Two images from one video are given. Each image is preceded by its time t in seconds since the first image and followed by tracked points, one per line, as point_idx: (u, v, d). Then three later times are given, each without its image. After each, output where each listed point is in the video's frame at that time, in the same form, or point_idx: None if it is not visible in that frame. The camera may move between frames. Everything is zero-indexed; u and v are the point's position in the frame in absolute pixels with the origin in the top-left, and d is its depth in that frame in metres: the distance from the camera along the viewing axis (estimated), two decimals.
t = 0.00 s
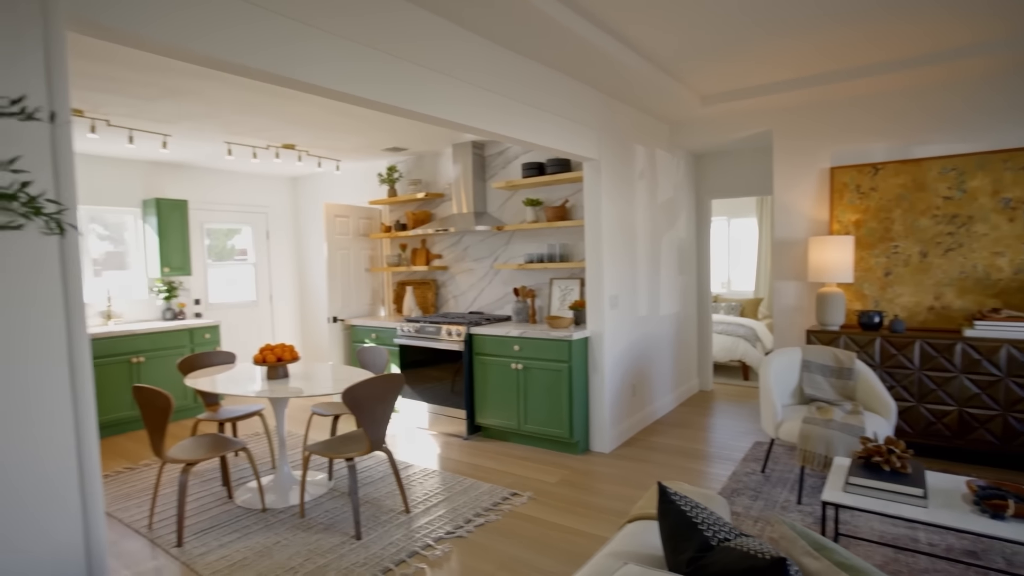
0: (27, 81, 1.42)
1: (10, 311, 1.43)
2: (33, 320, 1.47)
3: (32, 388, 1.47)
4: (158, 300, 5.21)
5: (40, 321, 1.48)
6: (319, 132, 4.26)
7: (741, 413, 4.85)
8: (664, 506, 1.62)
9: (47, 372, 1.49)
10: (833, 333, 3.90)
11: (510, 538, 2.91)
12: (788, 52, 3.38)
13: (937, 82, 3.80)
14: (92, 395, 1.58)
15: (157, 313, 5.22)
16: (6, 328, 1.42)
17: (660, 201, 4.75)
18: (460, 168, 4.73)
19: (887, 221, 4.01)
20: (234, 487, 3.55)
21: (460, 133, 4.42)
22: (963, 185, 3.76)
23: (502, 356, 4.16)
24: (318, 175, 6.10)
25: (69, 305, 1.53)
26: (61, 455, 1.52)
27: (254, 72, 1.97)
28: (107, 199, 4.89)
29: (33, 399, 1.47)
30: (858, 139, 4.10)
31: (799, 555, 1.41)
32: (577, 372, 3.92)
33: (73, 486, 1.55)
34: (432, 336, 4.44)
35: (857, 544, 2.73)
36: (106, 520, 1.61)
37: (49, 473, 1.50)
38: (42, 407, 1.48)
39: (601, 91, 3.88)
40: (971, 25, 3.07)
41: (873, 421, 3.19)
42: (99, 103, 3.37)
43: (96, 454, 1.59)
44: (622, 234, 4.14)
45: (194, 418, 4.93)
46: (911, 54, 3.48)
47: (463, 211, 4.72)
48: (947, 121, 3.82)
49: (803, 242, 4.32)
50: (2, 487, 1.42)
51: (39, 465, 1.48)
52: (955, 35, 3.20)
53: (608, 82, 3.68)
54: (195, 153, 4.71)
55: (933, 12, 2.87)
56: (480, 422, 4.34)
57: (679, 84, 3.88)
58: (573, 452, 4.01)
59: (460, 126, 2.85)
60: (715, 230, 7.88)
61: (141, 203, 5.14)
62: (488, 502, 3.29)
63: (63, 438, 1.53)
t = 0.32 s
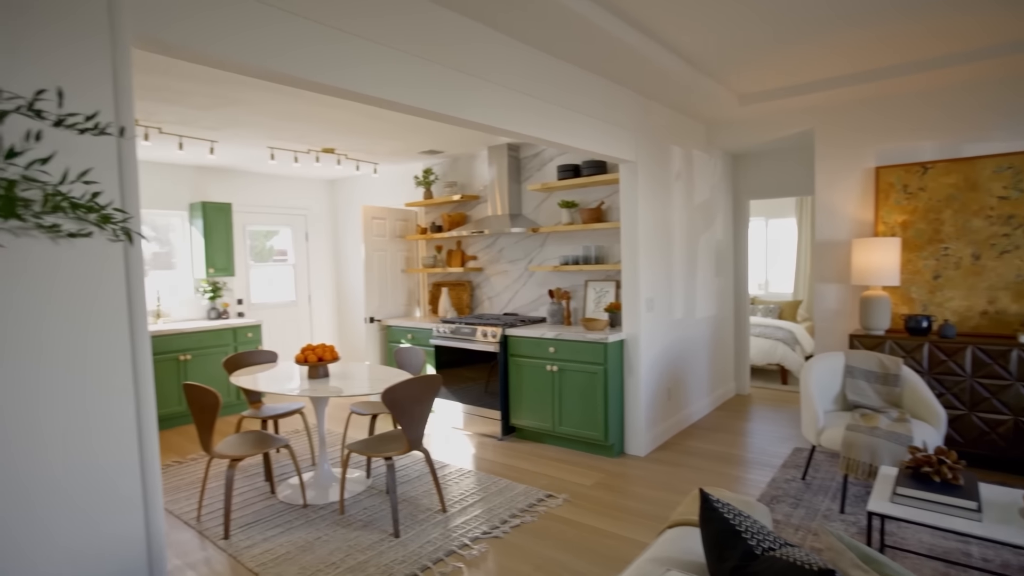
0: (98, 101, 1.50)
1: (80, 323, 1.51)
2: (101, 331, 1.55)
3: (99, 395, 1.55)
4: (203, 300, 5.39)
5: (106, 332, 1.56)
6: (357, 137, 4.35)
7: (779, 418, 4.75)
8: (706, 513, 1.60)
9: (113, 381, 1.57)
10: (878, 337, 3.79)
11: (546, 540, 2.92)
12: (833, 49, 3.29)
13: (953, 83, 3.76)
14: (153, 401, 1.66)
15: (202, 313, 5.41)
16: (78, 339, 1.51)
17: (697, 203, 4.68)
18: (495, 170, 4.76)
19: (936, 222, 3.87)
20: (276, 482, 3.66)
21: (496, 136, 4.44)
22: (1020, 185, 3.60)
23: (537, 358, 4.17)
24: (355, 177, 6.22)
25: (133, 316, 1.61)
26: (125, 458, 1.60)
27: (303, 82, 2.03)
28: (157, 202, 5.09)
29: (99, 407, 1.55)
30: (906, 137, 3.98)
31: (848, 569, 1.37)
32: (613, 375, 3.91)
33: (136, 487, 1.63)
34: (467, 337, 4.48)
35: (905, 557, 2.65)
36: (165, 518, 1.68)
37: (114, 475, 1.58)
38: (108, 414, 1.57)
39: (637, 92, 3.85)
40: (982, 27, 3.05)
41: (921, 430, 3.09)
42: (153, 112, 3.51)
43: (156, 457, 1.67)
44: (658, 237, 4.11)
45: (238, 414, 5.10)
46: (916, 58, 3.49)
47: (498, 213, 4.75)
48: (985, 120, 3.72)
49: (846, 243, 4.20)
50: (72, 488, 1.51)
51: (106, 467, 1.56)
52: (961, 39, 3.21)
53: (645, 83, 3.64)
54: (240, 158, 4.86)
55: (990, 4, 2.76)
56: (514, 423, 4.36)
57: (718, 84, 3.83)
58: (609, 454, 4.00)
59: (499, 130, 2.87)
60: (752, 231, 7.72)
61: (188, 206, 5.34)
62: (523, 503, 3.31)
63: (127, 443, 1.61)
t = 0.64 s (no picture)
0: (159, 115, 1.58)
1: (139, 329, 1.59)
2: (159, 337, 1.62)
3: (157, 400, 1.62)
4: (245, 299, 5.57)
5: (165, 337, 1.64)
6: (394, 140, 4.43)
7: (819, 424, 4.64)
8: (748, 521, 1.58)
9: (170, 387, 1.65)
10: (925, 342, 3.67)
11: (580, 543, 2.92)
12: (878, 46, 3.19)
13: (977, 83, 3.70)
14: (207, 405, 1.72)
15: (244, 312, 5.59)
16: (138, 347, 1.59)
17: (734, 204, 4.61)
18: (530, 172, 4.77)
19: (988, 223, 3.72)
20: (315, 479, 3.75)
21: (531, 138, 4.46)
22: None
23: (571, 360, 4.18)
24: (391, 180, 6.33)
25: (189, 321, 1.68)
26: (181, 458, 1.67)
27: (346, 92, 2.08)
28: (202, 206, 5.28)
29: (158, 413, 1.63)
30: (957, 135, 3.83)
31: None
32: (648, 377, 3.88)
33: (192, 486, 1.70)
34: (501, 338, 4.51)
35: (953, 570, 2.56)
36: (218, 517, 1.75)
37: (171, 477, 1.65)
38: (165, 417, 1.64)
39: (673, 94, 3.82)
40: (995, 31, 3.03)
41: (971, 439, 2.98)
42: (201, 120, 3.64)
43: (210, 458, 1.73)
44: (694, 239, 4.06)
45: (278, 411, 5.25)
46: (928, 61, 3.49)
47: (533, 215, 4.76)
48: None
49: (891, 244, 4.08)
50: (134, 490, 1.59)
51: (163, 467, 1.64)
52: (974, 42, 3.20)
53: (681, 84, 3.60)
54: (281, 162, 5.00)
55: None
56: (548, 425, 4.37)
57: (757, 83, 3.76)
58: (643, 457, 3.97)
59: (533, 133, 2.87)
60: (791, 232, 7.55)
61: (230, 209, 5.52)
62: (558, 505, 3.32)
63: (184, 444, 1.68)
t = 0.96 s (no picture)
0: (209, 125, 1.64)
1: (190, 333, 1.65)
2: (206, 339, 1.68)
3: (206, 401, 1.69)
4: (280, 299, 5.70)
5: (212, 339, 1.70)
6: (425, 143, 4.47)
7: (856, 429, 4.53)
8: (786, 528, 1.56)
9: (216, 389, 1.71)
10: (969, 347, 3.55)
11: (610, 545, 2.91)
12: (920, 41, 3.10)
13: None
14: (251, 408, 1.78)
15: (278, 312, 5.73)
16: (187, 350, 1.65)
17: (768, 205, 4.54)
18: (560, 173, 4.77)
19: None
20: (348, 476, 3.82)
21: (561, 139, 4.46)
22: None
23: (601, 361, 4.16)
24: (421, 181, 6.41)
25: (235, 324, 1.74)
26: (227, 458, 1.73)
27: (381, 97, 2.11)
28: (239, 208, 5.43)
29: (205, 413, 1.69)
30: (1005, 132, 3.69)
31: None
32: (679, 380, 3.85)
33: (236, 485, 1.76)
34: (531, 339, 4.53)
35: None
36: (261, 515, 1.80)
37: (218, 474, 1.71)
38: (212, 418, 1.70)
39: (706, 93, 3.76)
40: (1005, 33, 3.02)
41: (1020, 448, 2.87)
42: (240, 125, 3.75)
43: (254, 458, 1.79)
44: (727, 240, 4.01)
45: (312, 409, 5.37)
46: (955, 60, 3.43)
47: (562, 216, 4.76)
48: None
49: (933, 246, 3.96)
50: (183, 488, 1.64)
51: (210, 466, 1.70)
52: (984, 45, 3.19)
53: (714, 84, 3.55)
54: (315, 165, 5.11)
55: None
56: (577, 426, 4.37)
57: (792, 81, 3.69)
58: (674, 460, 3.94)
59: (564, 135, 2.86)
60: (826, 232, 7.38)
61: (265, 211, 5.65)
62: (588, 507, 3.32)
63: (229, 444, 1.74)
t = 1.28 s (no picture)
0: (253, 134, 1.70)
1: (235, 336, 1.71)
2: (250, 342, 1.74)
3: (250, 402, 1.74)
4: (312, 299, 5.81)
5: (256, 342, 1.75)
6: (456, 144, 4.51)
7: (895, 434, 4.41)
8: (824, 534, 1.50)
9: (259, 391, 1.76)
10: (1016, 351, 3.43)
11: (642, 548, 2.90)
12: (966, 35, 2.99)
13: None
14: (292, 409, 1.83)
15: (311, 311, 5.84)
16: (232, 352, 1.70)
17: (802, 204, 4.45)
18: (589, 174, 4.76)
19: None
20: (380, 475, 3.88)
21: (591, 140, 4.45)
22: None
23: (632, 363, 4.14)
24: (450, 182, 6.46)
25: (277, 326, 1.79)
26: (269, 458, 1.78)
27: (416, 102, 2.14)
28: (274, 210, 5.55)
29: (249, 414, 1.74)
30: None
31: None
32: (711, 382, 3.80)
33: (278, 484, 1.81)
34: (560, 340, 4.52)
35: None
36: (302, 513, 1.85)
37: (261, 474, 1.77)
38: (255, 419, 1.75)
39: (738, 91, 3.70)
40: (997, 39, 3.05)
41: None
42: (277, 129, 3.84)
43: (295, 457, 1.84)
44: (761, 241, 3.95)
45: (344, 407, 5.47)
46: (1002, 54, 3.31)
47: (592, 217, 4.75)
48: None
49: (978, 246, 3.83)
50: (228, 487, 1.69)
51: (254, 466, 1.75)
52: (1009, 43, 3.14)
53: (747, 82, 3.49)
54: (347, 167, 5.20)
55: None
56: (607, 427, 4.35)
57: (829, 78, 3.60)
58: (705, 464, 3.90)
59: (596, 136, 2.85)
60: (863, 232, 7.19)
61: (299, 212, 5.76)
62: (618, 509, 3.30)
63: (271, 444, 1.79)
